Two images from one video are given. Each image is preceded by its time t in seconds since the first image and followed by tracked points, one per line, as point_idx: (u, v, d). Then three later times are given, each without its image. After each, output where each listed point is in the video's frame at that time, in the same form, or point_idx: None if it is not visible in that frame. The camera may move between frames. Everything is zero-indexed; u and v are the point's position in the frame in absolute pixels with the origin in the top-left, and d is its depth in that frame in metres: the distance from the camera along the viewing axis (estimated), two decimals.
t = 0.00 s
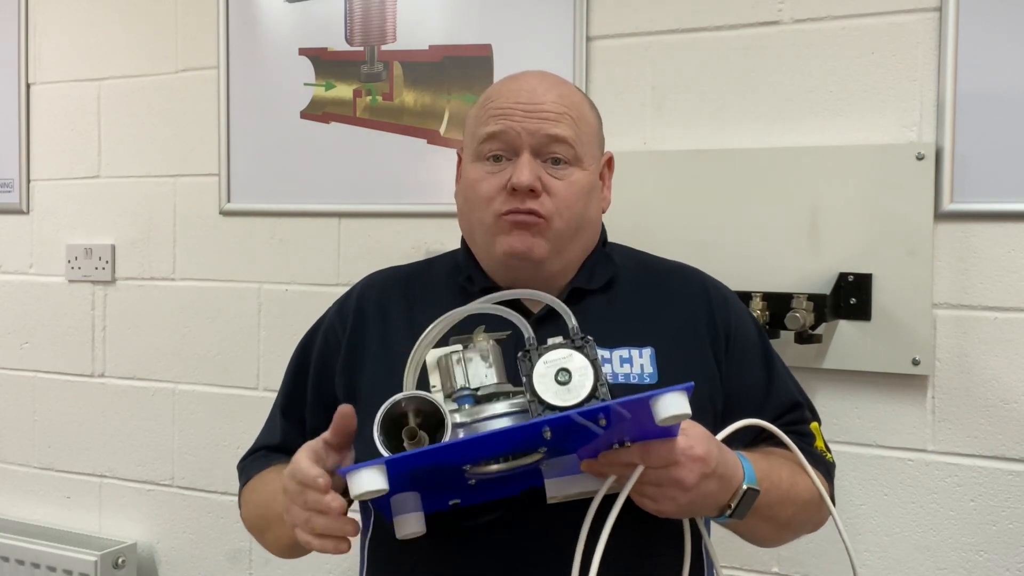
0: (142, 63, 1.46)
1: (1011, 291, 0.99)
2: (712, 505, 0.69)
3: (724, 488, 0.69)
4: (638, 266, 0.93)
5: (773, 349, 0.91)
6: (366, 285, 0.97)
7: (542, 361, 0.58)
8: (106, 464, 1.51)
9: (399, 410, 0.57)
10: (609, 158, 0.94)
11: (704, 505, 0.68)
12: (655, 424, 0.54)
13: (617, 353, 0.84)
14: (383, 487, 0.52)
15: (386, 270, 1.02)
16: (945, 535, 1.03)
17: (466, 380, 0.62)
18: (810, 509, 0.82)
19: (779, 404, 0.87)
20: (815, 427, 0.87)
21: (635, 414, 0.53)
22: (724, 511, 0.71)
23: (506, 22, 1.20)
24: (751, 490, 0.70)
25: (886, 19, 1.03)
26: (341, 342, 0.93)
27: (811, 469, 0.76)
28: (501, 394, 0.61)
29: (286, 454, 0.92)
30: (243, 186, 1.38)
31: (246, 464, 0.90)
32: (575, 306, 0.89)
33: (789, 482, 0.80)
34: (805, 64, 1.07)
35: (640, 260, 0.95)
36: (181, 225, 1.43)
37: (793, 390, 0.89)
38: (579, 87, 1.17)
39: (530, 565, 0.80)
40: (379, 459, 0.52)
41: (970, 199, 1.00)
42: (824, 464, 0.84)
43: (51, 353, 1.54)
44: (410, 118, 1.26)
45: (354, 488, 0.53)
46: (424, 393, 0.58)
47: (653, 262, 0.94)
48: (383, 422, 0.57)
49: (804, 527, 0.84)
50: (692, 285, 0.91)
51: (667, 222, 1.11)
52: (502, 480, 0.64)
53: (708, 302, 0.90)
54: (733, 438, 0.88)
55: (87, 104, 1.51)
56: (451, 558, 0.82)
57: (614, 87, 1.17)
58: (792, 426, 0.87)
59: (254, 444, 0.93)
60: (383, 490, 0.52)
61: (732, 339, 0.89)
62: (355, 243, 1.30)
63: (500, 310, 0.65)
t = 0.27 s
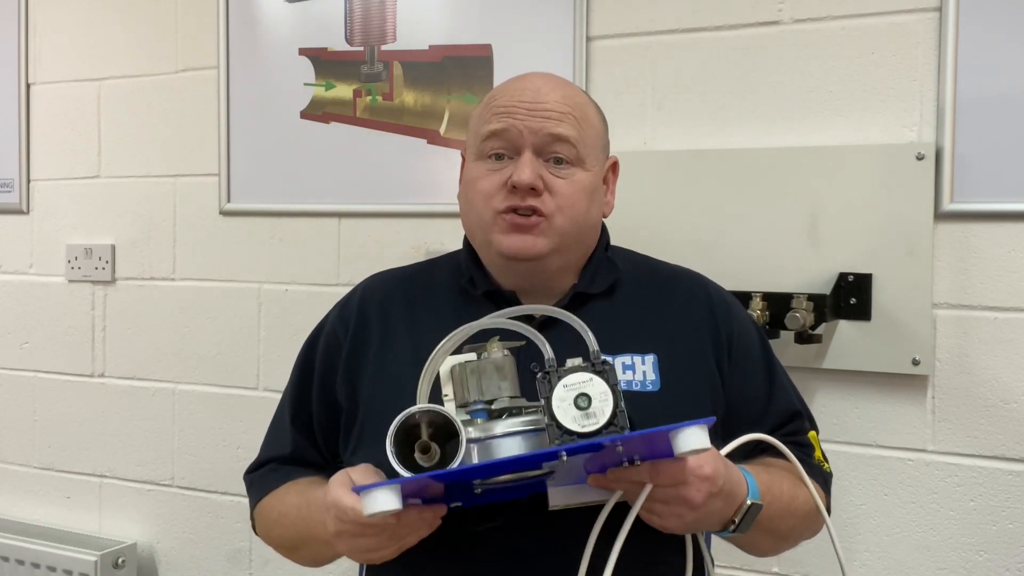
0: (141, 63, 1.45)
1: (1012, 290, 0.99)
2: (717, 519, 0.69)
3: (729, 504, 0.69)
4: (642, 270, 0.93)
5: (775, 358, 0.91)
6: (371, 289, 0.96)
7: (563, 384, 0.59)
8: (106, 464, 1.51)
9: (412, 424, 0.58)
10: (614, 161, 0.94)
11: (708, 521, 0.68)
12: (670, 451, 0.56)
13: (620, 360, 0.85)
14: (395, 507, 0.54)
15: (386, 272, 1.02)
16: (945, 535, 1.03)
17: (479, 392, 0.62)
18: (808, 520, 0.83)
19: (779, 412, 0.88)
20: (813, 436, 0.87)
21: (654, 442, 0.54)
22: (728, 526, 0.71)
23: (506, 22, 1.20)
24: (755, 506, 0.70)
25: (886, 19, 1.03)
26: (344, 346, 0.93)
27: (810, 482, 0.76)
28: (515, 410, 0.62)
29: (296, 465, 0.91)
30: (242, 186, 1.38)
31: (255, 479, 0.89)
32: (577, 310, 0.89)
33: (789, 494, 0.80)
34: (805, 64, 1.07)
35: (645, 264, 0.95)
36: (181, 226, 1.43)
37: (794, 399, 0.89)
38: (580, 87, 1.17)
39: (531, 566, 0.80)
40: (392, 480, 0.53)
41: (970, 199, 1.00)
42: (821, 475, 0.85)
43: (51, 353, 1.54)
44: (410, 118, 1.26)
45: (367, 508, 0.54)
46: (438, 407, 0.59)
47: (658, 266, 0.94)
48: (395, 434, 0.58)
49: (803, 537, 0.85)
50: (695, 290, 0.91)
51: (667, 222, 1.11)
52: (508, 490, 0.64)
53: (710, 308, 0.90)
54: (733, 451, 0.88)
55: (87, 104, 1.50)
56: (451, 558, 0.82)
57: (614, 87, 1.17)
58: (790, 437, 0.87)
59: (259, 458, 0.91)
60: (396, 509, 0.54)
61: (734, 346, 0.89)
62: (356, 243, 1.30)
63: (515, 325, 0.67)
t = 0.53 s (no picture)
0: (141, 63, 1.45)
1: (1011, 290, 0.99)
2: (721, 532, 0.69)
3: (732, 517, 0.69)
4: (646, 273, 0.93)
5: (776, 364, 0.91)
6: (372, 290, 0.96)
7: (569, 417, 0.58)
8: (106, 464, 1.51)
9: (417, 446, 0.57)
10: (616, 163, 0.94)
11: (711, 536, 0.68)
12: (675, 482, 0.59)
13: (623, 364, 0.84)
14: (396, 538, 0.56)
15: (385, 271, 1.01)
16: (945, 536, 1.03)
17: (485, 410, 0.62)
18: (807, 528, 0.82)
19: (780, 418, 0.88)
20: (813, 443, 0.88)
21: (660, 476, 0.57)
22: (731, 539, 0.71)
23: (506, 22, 1.20)
24: (758, 516, 0.70)
25: (886, 19, 1.03)
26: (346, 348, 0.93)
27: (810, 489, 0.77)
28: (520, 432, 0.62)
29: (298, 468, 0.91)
30: (242, 186, 1.38)
31: (258, 483, 0.89)
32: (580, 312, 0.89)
33: (789, 504, 0.80)
34: (805, 64, 1.07)
35: (647, 267, 0.94)
36: (181, 225, 1.43)
37: (793, 405, 0.89)
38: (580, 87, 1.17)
39: (532, 567, 0.80)
40: (393, 513, 0.55)
41: (970, 199, 1.00)
42: (821, 482, 0.86)
43: (51, 353, 1.54)
44: (410, 118, 1.26)
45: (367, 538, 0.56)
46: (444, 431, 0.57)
47: (661, 269, 0.94)
48: (401, 454, 0.56)
49: (799, 546, 0.84)
50: (699, 295, 0.91)
51: (667, 222, 1.11)
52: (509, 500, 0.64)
53: (713, 311, 0.90)
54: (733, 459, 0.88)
55: (88, 104, 1.50)
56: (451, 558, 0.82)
57: (614, 87, 1.17)
58: (790, 444, 0.87)
59: (261, 462, 0.91)
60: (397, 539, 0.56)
61: (736, 350, 0.89)
62: (356, 243, 1.30)
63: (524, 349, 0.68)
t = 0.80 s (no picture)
0: (141, 63, 1.45)
1: (1011, 290, 0.99)
2: (721, 527, 0.68)
3: (732, 510, 0.68)
4: (646, 272, 0.93)
5: (776, 364, 0.91)
6: (372, 290, 0.96)
7: (566, 414, 0.57)
8: (106, 464, 1.51)
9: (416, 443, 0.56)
10: (614, 160, 0.94)
11: (712, 531, 0.68)
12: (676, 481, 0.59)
13: (623, 361, 0.84)
14: (393, 539, 0.56)
15: (385, 271, 1.02)
16: (945, 536, 1.03)
17: (483, 408, 0.62)
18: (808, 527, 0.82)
19: (779, 416, 0.88)
20: (813, 443, 0.87)
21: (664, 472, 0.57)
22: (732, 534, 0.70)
23: (506, 22, 1.20)
24: (759, 511, 0.70)
25: (886, 19, 1.03)
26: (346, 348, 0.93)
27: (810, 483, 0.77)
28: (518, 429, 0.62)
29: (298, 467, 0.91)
30: (242, 186, 1.38)
31: (258, 482, 0.89)
32: (580, 312, 0.89)
33: (789, 501, 0.80)
34: (805, 64, 1.07)
35: (647, 266, 0.94)
36: (181, 225, 1.43)
37: (793, 404, 0.89)
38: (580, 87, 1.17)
39: (533, 567, 0.80)
40: (391, 514, 0.55)
41: (970, 199, 1.00)
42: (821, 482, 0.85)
43: (51, 353, 1.54)
44: (410, 118, 1.26)
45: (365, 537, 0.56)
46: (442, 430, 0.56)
47: (661, 268, 0.94)
48: (400, 451, 0.56)
49: (800, 546, 0.84)
50: (699, 295, 0.91)
51: (667, 222, 1.11)
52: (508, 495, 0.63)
53: (713, 309, 0.90)
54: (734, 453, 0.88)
55: (88, 104, 1.50)
56: (450, 558, 0.81)
57: (614, 87, 1.17)
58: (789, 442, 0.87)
59: (261, 461, 0.91)
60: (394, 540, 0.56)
61: (736, 348, 0.89)
62: (356, 243, 1.30)
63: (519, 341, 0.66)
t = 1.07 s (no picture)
0: (141, 63, 1.45)
1: (1012, 290, 0.99)
2: (717, 511, 0.68)
3: (729, 493, 0.68)
4: (642, 269, 0.93)
5: (774, 361, 0.91)
6: (371, 288, 0.96)
7: (560, 365, 0.58)
8: (106, 464, 1.51)
9: (412, 398, 0.57)
10: (609, 158, 0.94)
11: (707, 513, 0.68)
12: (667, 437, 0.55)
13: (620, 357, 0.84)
14: (386, 477, 0.52)
15: (385, 271, 1.02)
16: (945, 535, 1.03)
17: (480, 371, 0.62)
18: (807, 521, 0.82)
19: (777, 412, 0.87)
20: (811, 440, 0.86)
21: (647, 425, 0.53)
22: (729, 518, 0.70)
23: (506, 22, 1.20)
24: (755, 497, 0.69)
25: (886, 19, 1.03)
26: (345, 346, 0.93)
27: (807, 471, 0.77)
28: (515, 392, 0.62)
29: (296, 464, 0.90)
30: (242, 186, 1.38)
31: (255, 479, 0.88)
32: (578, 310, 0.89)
33: (788, 492, 0.80)
34: (805, 63, 1.07)
35: (643, 263, 0.94)
36: (181, 226, 1.43)
37: (791, 403, 0.88)
38: (580, 86, 1.17)
39: (532, 566, 0.80)
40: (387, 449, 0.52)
41: (969, 199, 1.00)
42: (820, 478, 0.84)
43: (51, 353, 1.54)
44: (410, 118, 1.26)
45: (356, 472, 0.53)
46: (439, 383, 0.57)
47: (657, 266, 0.94)
48: (393, 405, 0.57)
49: (799, 541, 0.84)
50: (694, 290, 0.91)
51: (667, 222, 1.11)
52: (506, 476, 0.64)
53: (710, 307, 0.90)
54: (734, 443, 0.89)
55: (88, 104, 1.50)
56: (450, 558, 0.81)
57: (614, 87, 1.17)
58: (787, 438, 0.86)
59: (259, 459, 0.91)
60: (386, 479, 0.52)
61: (733, 344, 0.89)
62: (356, 243, 1.30)
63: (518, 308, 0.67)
